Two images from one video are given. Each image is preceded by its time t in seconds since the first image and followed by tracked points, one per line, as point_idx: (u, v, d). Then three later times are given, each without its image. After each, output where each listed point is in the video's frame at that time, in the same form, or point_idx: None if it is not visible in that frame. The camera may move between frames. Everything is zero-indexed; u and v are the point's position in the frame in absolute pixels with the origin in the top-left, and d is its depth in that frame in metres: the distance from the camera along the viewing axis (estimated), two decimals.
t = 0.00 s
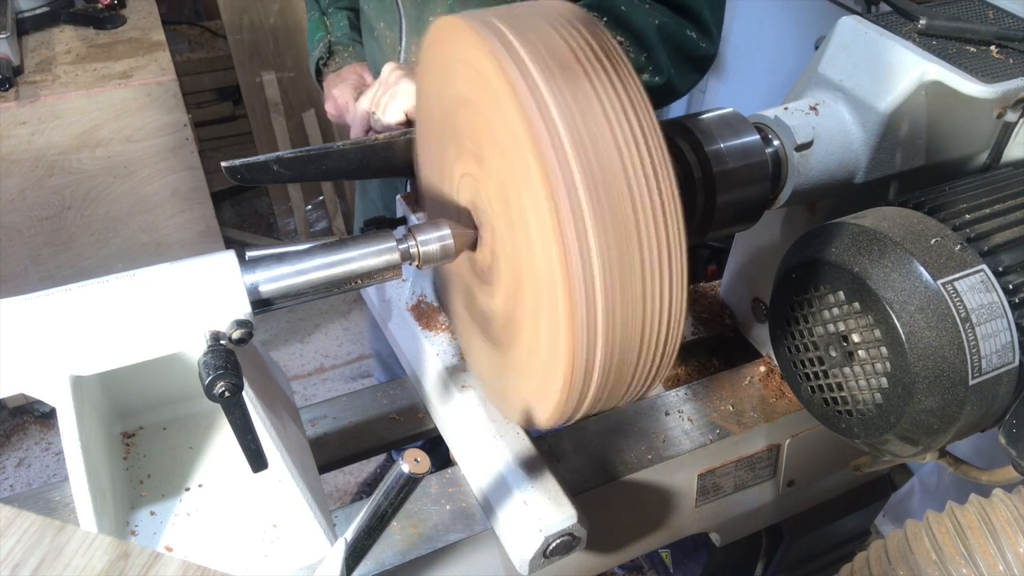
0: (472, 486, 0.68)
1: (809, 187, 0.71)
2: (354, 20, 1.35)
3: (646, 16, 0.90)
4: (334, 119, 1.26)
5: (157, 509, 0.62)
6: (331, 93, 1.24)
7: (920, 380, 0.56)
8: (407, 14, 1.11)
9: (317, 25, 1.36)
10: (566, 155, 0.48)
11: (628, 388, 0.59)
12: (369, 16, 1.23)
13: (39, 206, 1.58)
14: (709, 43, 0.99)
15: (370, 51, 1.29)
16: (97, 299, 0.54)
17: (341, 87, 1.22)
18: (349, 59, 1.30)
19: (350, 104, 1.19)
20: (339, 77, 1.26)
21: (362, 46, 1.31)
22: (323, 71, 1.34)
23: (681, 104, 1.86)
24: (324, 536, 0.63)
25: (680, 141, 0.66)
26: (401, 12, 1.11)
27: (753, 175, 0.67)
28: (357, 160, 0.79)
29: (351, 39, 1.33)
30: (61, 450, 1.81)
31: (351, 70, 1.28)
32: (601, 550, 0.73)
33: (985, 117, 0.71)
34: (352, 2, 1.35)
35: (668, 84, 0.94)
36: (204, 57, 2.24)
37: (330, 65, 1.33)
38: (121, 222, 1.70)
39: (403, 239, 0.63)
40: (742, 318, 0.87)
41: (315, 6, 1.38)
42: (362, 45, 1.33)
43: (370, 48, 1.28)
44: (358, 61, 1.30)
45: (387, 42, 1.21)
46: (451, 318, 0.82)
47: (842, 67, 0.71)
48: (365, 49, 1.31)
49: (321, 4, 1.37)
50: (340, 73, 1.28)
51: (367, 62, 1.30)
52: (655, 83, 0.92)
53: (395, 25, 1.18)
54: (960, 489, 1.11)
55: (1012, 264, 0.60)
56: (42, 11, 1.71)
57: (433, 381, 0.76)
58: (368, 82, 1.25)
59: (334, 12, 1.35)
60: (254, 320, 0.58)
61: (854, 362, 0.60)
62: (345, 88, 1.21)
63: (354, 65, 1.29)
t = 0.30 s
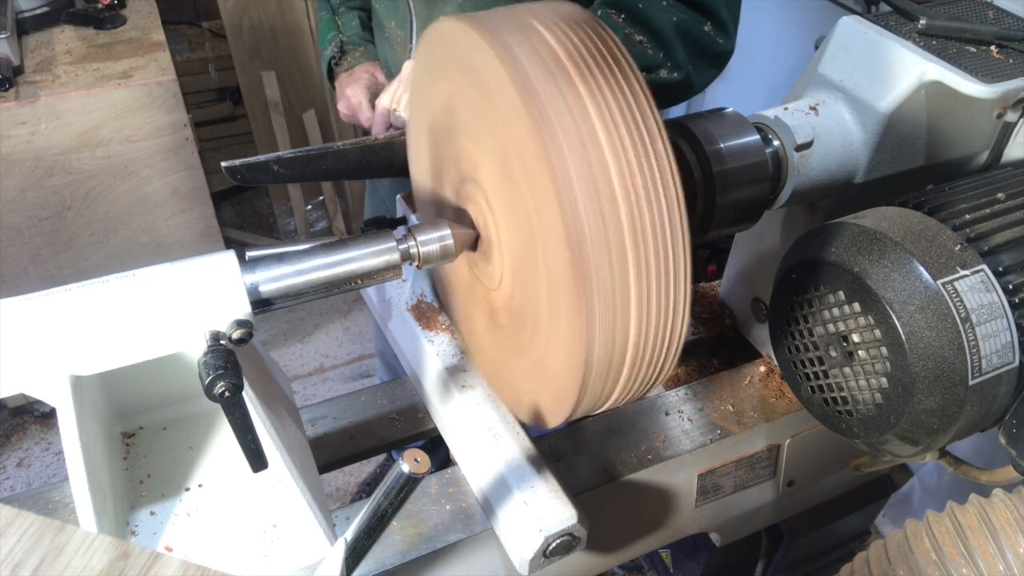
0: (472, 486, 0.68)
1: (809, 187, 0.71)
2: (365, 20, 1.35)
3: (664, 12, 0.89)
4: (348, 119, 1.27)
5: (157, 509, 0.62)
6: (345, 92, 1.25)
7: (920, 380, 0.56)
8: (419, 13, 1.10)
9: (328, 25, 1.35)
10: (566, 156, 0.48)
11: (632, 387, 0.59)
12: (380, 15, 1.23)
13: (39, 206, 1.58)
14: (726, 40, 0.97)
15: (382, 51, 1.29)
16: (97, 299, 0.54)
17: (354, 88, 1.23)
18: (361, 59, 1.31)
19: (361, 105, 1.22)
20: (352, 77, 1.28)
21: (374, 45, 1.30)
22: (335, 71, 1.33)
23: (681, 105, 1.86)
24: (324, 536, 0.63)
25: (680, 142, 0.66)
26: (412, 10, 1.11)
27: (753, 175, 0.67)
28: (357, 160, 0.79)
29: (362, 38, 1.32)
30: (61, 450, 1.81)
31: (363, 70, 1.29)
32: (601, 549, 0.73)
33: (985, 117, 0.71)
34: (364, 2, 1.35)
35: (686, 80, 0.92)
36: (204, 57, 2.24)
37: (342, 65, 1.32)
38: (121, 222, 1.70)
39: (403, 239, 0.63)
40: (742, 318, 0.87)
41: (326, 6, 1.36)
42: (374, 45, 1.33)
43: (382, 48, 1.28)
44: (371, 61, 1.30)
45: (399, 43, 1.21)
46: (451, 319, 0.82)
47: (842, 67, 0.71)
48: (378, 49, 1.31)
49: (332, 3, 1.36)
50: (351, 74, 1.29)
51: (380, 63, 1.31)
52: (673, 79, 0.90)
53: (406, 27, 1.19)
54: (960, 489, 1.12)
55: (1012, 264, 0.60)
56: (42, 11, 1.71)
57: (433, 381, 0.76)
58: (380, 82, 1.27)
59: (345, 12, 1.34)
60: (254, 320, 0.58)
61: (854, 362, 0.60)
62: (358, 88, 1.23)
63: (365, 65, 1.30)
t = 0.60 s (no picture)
0: (472, 486, 0.68)
1: (809, 187, 0.71)
2: (376, 20, 1.35)
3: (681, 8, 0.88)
4: (359, 118, 1.26)
5: (157, 509, 0.62)
6: (356, 92, 1.24)
7: (920, 380, 0.56)
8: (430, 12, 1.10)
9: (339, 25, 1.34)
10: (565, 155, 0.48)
11: (628, 388, 0.59)
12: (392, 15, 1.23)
13: (39, 206, 1.58)
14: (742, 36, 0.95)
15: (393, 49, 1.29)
16: (97, 299, 0.54)
17: (365, 87, 1.23)
18: (372, 58, 1.31)
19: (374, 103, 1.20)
20: (362, 75, 1.27)
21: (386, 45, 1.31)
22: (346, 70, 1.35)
23: (681, 105, 1.86)
24: (324, 536, 0.63)
25: (680, 141, 0.66)
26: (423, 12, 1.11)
27: (753, 175, 0.67)
28: (357, 160, 0.79)
29: (373, 38, 1.33)
30: (61, 450, 1.81)
31: (372, 70, 1.27)
32: (601, 549, 0.73)
33: (985, 117, 0.71)
34: (375, 2, 1.34)
35: (703, 77, 0.90)
36: (204, 57, 2.24)
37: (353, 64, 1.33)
38: (121, 222, 1.70)
39: (403, 239, 0.63)
40: (742, 319, 0.87)
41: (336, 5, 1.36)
42: (385, 45, 1.33)
43: (394, 45, 1.28)
44: (382, 59, 1.31)
45: (411, 43, 1.21)
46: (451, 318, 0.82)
47: (842, 67, 0.71)
48: (389, 49, 1.30)
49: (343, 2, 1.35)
50: (361, 72, 1.29)
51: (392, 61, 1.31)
52: (690, 76, 0.89)
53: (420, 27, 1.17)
54: (960, 489, 1.12)
55: (1012, 264, 0.60)
56: (42, 11, 1.71)
57: (433, 381, 0.76)
58: (390, 80, 1.25)
59: (356, 12, 1.34)
60: (254, 320, 0.58)
61: (854, 362, 0.60)
62: (369, 87, 1.22)
63: (375, 64, 1.29)
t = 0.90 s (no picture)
0: (472, 486, 0.69)
1: (809, 187, 0.71)
2: (378, 19, 1.35)
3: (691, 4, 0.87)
4: (363, 117, 1.28)
5: (157, 509, 0.62)
6: (359, 91, 1.26)
7: (920, 380, 0.56)
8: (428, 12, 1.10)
9: (341, 24, 1.34)
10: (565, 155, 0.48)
11: (628, 387, 0.59)
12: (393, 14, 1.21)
13: (39, 206, 1.58)
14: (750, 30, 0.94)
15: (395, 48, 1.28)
16: (97, 299, 0.54)
17: (369, 86, 1.24)
18: (376, 57, 1.31)
19: (377, 103, 1.22)
20: (364, 75, 1.28)
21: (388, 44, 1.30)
22: (347, 69, 1.33)
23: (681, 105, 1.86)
24: (324, 536, 0.63)
25: (680, 141, 0.66)
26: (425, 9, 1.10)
27: (753, 175, 0.67)
28: (357, 160, 0.79)
29: (375, 37, 1.33)
30: (61, 450, 1.81)
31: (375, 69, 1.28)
32: (601, 549, 0.73)
33: (985, 117, 0.71)
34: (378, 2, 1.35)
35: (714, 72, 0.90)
36: (204, 57, 2.24)
37: (354, 63, 1.32)
38: (121, 222, 1.70)
39: (403, 239, 0.63)
40: (742, 319, 0.87)
41: (338, 5, 1.36)
42: (387, 44, 1.33)
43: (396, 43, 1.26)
44: (384, 58, 1.30)
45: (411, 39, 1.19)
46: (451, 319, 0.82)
47: (842, 67, 0.71)
48: (391, 49, 1.30)
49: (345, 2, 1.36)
50: (364, 71, 1.29)
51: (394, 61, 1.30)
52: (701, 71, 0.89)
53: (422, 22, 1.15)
54: (960, 489, 1.12)
55: (1012, 264, 0.60)
56: (42, 11, 1.71)
57: (433, 381, 0.76)
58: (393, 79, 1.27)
59: (358, 11, 1.34)
60: (254, 320, 0.58)
61: (854, 362, 0.60)
62: (373, 86, 1.24)
63: (378, 63, 1.29)
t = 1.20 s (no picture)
0: (472, 487, 0.69)
1: (809, 187, 0.71)
2: (341, 21, 1.36)
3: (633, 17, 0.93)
4: (319, 119, 1.24)
5: (157, 509, 0.62)
6: (318, 94, 1.23)
7: (920, 380, 0.56)
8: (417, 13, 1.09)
9: (304, 25, 1.35)
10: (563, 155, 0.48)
11: (627, 388, 0.59)
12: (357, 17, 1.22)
13: (39, 206, 1.58)
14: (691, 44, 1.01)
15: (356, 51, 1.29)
16: (97, 299, 0.54)
17: (327, 88, 1.22)
18: (338, 60, 1.31)
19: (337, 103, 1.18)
20: (325, 77, 1.26)
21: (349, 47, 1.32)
22: (310, 72, 1.34)
23: (680, 104, 1.86)
24: (324, 536, 0.63)
25: (680, 141, 0.66)
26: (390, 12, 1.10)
27: (753, 175, 0.67)
28: (357, 160, 0.79)
29: (337, 38, 1.33)
30: (61, 450, 1.81)
31: (340, 71, 1.28)
32: (601, 549, 0.73)
33: (985, 117, 0.71)
34: (341, 3, 1.35)
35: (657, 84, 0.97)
36: (204, 57, 2.24)
37: (317, 66, 1.33)
38: (121, 222, 1.70)
39: (403, 239, 0.63)
40: (742, 319, 0.87)
41: (303, 6, 1.37)
42: (350, 46, 1.34)
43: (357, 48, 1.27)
44: (345, 61, 1.31)
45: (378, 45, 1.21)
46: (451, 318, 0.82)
47: (842, 67, 0.71)
48: (353, 51, 1.31)
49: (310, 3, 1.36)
50: (325, 74, 1.28)
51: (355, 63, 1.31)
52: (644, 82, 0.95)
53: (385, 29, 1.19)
54: (959, 489, 1.12)
55: (1012, 264, 0.60)
56: (42, 11, 1.70)
57: (433, 381, 0.76)
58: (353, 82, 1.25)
59: (322, 13, 1.35)
60: (254, 320, 0.58)
61: (854, 362, 0.60)
62: (333, 89, 1.21)
63: (341, 66, 1.29)
